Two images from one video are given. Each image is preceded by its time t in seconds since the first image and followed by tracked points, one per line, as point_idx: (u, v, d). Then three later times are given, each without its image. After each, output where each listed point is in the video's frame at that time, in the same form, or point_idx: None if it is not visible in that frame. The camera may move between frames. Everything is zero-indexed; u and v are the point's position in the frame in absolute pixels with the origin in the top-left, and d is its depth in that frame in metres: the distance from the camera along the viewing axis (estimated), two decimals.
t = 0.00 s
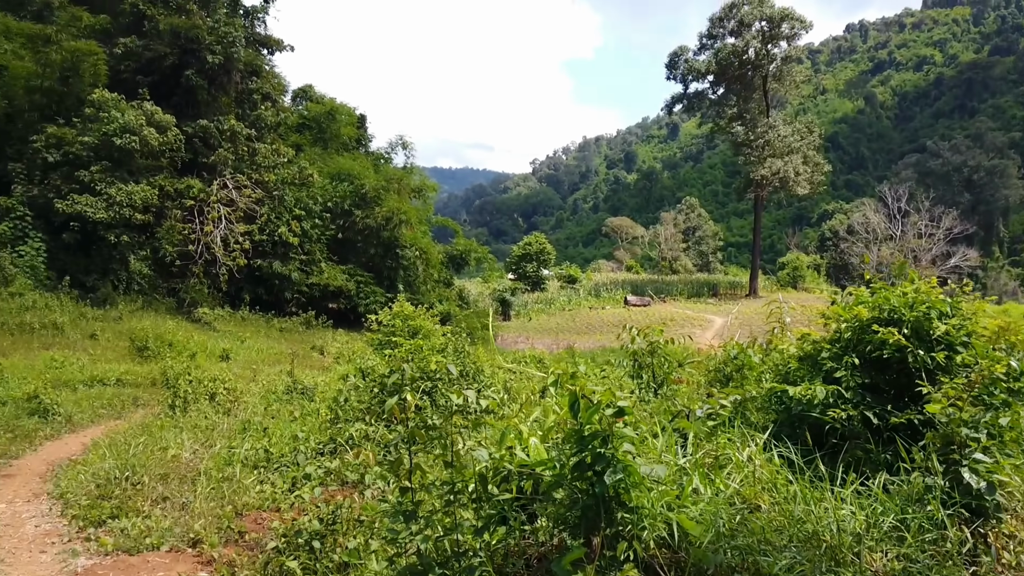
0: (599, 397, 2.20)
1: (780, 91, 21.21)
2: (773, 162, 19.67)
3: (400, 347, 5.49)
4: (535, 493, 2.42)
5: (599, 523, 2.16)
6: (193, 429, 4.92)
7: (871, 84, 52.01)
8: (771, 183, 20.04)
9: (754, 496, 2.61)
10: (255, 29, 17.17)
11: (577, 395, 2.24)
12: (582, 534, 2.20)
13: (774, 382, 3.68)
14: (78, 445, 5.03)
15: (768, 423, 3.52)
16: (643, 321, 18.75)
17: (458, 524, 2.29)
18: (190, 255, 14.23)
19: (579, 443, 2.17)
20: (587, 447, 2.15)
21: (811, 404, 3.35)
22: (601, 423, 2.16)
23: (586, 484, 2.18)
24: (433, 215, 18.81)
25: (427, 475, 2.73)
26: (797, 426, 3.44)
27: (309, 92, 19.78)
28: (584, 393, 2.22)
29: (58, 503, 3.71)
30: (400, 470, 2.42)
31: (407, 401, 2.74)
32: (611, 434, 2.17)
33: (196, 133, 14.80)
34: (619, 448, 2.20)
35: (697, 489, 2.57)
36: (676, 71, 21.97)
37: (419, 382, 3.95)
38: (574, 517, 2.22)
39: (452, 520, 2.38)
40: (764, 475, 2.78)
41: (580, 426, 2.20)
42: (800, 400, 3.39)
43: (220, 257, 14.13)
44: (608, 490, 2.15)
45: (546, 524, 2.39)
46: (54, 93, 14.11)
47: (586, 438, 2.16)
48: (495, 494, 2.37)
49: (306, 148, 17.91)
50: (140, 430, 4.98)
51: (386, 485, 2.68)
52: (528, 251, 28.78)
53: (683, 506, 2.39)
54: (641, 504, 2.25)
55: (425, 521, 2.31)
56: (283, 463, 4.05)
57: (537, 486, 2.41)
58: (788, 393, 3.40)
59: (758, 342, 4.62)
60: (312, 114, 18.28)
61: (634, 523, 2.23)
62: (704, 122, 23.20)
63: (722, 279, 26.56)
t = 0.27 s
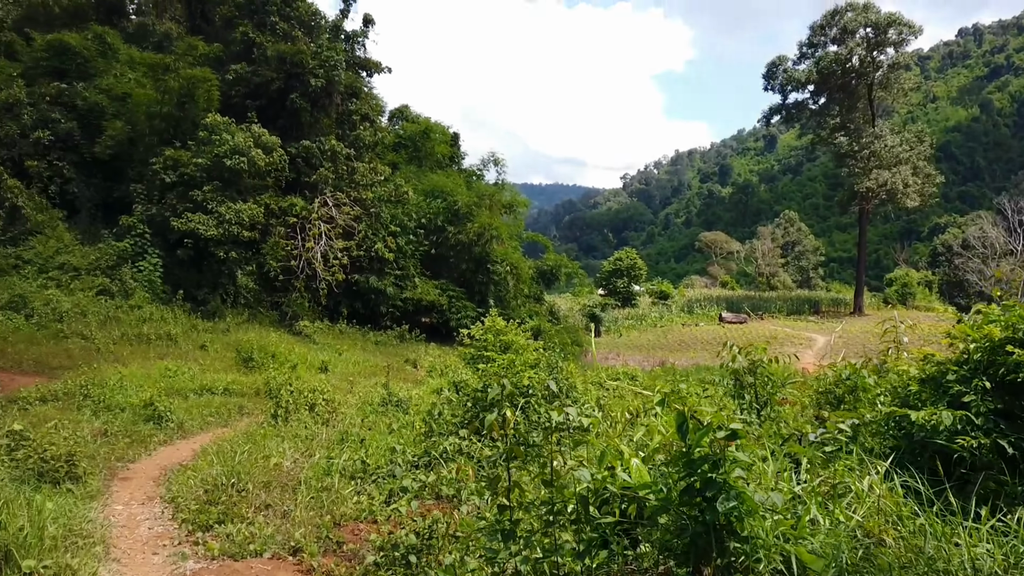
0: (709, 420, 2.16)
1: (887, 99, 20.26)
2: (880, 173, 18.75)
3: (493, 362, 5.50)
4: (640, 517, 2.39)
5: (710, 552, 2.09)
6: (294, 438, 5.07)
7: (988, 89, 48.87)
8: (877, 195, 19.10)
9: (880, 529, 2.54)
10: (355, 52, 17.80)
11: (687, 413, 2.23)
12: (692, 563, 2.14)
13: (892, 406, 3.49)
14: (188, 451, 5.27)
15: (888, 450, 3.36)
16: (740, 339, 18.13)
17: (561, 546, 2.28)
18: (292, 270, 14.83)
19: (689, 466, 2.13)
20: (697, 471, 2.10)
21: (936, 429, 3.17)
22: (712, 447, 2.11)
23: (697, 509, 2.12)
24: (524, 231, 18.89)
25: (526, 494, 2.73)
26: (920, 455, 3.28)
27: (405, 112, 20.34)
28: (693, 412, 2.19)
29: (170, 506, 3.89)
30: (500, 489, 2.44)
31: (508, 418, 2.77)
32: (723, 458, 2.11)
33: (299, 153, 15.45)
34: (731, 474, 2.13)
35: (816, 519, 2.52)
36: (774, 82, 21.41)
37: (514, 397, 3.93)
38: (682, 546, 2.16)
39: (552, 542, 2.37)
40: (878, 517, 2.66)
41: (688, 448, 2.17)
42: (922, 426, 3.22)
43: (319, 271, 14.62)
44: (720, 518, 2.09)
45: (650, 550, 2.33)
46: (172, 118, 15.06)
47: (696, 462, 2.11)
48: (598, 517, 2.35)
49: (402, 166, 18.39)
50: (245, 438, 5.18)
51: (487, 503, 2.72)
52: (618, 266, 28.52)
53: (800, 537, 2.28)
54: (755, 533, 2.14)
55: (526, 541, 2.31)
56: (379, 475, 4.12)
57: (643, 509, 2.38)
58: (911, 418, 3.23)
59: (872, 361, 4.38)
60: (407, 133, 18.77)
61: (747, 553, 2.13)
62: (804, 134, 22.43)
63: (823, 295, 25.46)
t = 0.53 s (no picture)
0: (782, 432, 2.06)
1: (959, 102, 19.49)
2: (951, 178, 18.00)
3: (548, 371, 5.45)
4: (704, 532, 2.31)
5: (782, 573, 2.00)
6: (350, 445, 5.10)
7: None
8: (948, 201, 18.33)
9: (965, 551, 2.47)
10: (414, 64, 17.99)
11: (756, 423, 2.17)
12: None
13: (975, 420, 3.31)
14: (247, 456, 5.34)
15: (971, 466, 3.19)
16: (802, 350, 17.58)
17: (621, 561, 2.21)
18: (350, 278, 15.05)
19: (757, 481, 2.05)
20: (768, 486, 2.01)
21: None
22: (785, 461, 2.02)
23: (768, 527, 2.01)
24: (580, 240, 18.76)
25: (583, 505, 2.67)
26: (1006, 473, 3.11)
27: (462, 122, 20.48)
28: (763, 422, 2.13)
29: (227, 511, 3.94)
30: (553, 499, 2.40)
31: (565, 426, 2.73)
32: (797, 473, 2.01)
33: (358, 164, 15.70)
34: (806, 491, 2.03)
35: (895, 540, 2.42)
36: (839, 86, 20.86)
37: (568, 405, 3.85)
38: (749, 565, 2.06)
39: (611, 557, 2.31)
40: (960, 542, 2.52)
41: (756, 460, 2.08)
42: (1007, 441, 3.06)
43: (376, 280, 14.81)
44: (793, 538, 1.99)
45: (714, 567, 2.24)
46: (237, 131, 15.50)
47: (767, 477, 2.02)
48: (660, 531, 2.27)
49: (458, 176, 18.51)
50: (302, 445, 5.23)
51: (543, 516, 2.68)
52: (675, 275, 28.11)
53: (878, 558, 2.16)
54: (831, 554, 2.04)
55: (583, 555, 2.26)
56: (432, 483, 4.09)
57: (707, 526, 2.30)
58: (995, 433, 3.06)
59: (950, 372, 4.16)
60: (464, 143, 18.90)
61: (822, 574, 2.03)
62: (870, 138, 21.73)
63: (890, 305, 24.56)
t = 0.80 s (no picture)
0: (801, 433, 2.01)
1: (963, 101, 19.41)
2: (956, 177, 17.90)
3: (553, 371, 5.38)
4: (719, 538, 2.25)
5: None
6: (352, 444, 5.06)
7: None
8: (952, 200, 18.23)
9: (993, 558, 2.40)
10: (417, 64, 17.91)
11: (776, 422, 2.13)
12: None
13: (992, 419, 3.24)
14: (248, 456, 5.29)
15: (990, 467, 3.12)
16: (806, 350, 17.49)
17: (632, 566, 2.15)
18: (352, 278, 15.01)
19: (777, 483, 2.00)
20: (788, 488, 1.96)
21: None
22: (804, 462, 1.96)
23: (789, 531, 1.96)
24: (582, 239, 18.70)
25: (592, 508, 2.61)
26: None
27: (464, 121, 20.42)
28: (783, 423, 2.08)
29: (227, 511, 3.89)
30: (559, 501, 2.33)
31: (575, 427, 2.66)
32: (818, 476, 1.96)
33: (361, 163, 15.66)
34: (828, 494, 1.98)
35: (919, 547, 2.34)
36: (842, 85, 20.78)
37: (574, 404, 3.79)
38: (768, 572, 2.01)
39: (620, 561, 2.25)
40: (985, 547, 2.45)
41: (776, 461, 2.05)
42: None
43: (378, 279, 14.80)
44: (814, 543, 1.94)
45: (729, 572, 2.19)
46: (239, 130, 15.46)
47: (787, 480, 1.97)
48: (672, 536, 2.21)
49: (461, 175, 18.46)
50: (303, 444, 5.18)
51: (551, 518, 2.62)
52: (678, 274, 28.02)
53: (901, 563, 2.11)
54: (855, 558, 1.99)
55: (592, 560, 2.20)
56: (435, 484, 4.03)
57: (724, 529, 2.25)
58: (1014, 433, 2.99)
59: (961, 372, 4.08)
60: (467, 143, 18.85)
61: None
62: (874, 137, 21.63)
63: (894, 304, 24.46)
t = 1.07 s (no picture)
0: (829, 440, 1.95)
1: (972, 99, 19.27)
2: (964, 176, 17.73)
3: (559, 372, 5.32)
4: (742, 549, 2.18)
5: None
6: (358, 445, 5.01)
7: None
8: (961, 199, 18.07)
9: None
10: (423, 63, 17.86)
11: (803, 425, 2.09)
12: None
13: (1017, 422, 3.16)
14: (253, 456, 5.26)
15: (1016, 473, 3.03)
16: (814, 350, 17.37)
17: None
18: (358, 278, 14.99)
19: (803, 489, 1.95)
20: (816, 497, 1.90)
21: None
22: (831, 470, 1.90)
23: (817, 542, 1.89)
24: (588, 238, 18.63)
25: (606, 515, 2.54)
26: None
27: (470, 121, 20.37)
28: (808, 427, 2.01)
29: (231, 513, 3.85)
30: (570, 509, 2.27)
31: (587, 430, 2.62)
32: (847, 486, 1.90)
33: (366, 162, 15.63)
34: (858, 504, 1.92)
35: (952, 557, 2.24)
36: (849, 83, 20.68)
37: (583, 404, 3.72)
38: None
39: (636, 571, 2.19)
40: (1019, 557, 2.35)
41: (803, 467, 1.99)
42: None
43: (384, 279, 14.79)
44: (844, 557, 1.85)
45: None
46: (245, 130, 15.46)
47: (814, 489, 1.91)
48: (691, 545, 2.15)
49: (466, 175, 18.42)
50: (308, 445, 5.14)
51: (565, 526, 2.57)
52: (684, 275, 27.96)
53: None
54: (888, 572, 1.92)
55: (606, 568, 2.13)
56: (442, 486, 3.98)
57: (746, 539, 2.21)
58: None
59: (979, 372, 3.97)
60: (472, 142, 18.82)
61: None
62: (881, 136, 21.49)
63: (901, 304, 24.31)
